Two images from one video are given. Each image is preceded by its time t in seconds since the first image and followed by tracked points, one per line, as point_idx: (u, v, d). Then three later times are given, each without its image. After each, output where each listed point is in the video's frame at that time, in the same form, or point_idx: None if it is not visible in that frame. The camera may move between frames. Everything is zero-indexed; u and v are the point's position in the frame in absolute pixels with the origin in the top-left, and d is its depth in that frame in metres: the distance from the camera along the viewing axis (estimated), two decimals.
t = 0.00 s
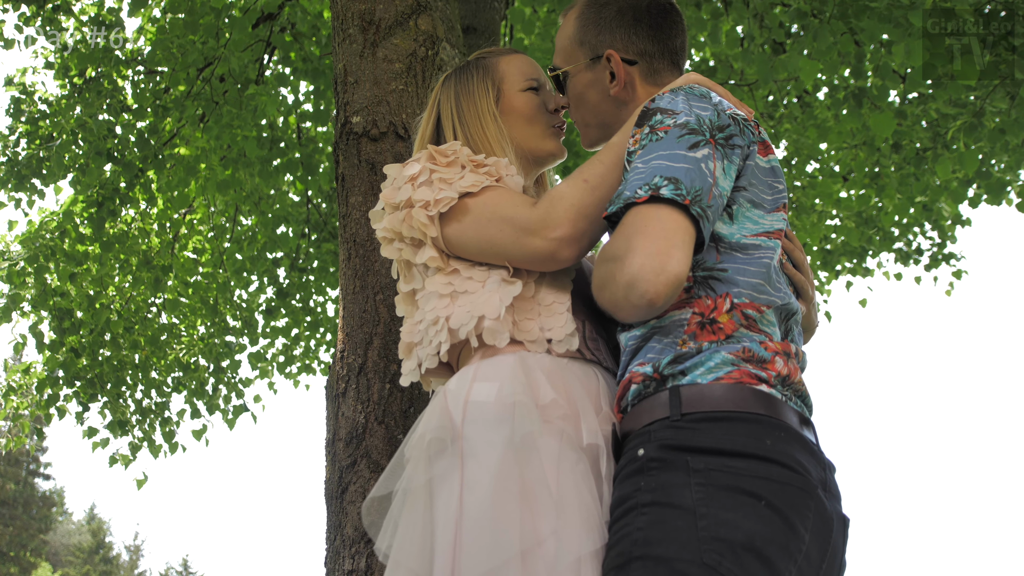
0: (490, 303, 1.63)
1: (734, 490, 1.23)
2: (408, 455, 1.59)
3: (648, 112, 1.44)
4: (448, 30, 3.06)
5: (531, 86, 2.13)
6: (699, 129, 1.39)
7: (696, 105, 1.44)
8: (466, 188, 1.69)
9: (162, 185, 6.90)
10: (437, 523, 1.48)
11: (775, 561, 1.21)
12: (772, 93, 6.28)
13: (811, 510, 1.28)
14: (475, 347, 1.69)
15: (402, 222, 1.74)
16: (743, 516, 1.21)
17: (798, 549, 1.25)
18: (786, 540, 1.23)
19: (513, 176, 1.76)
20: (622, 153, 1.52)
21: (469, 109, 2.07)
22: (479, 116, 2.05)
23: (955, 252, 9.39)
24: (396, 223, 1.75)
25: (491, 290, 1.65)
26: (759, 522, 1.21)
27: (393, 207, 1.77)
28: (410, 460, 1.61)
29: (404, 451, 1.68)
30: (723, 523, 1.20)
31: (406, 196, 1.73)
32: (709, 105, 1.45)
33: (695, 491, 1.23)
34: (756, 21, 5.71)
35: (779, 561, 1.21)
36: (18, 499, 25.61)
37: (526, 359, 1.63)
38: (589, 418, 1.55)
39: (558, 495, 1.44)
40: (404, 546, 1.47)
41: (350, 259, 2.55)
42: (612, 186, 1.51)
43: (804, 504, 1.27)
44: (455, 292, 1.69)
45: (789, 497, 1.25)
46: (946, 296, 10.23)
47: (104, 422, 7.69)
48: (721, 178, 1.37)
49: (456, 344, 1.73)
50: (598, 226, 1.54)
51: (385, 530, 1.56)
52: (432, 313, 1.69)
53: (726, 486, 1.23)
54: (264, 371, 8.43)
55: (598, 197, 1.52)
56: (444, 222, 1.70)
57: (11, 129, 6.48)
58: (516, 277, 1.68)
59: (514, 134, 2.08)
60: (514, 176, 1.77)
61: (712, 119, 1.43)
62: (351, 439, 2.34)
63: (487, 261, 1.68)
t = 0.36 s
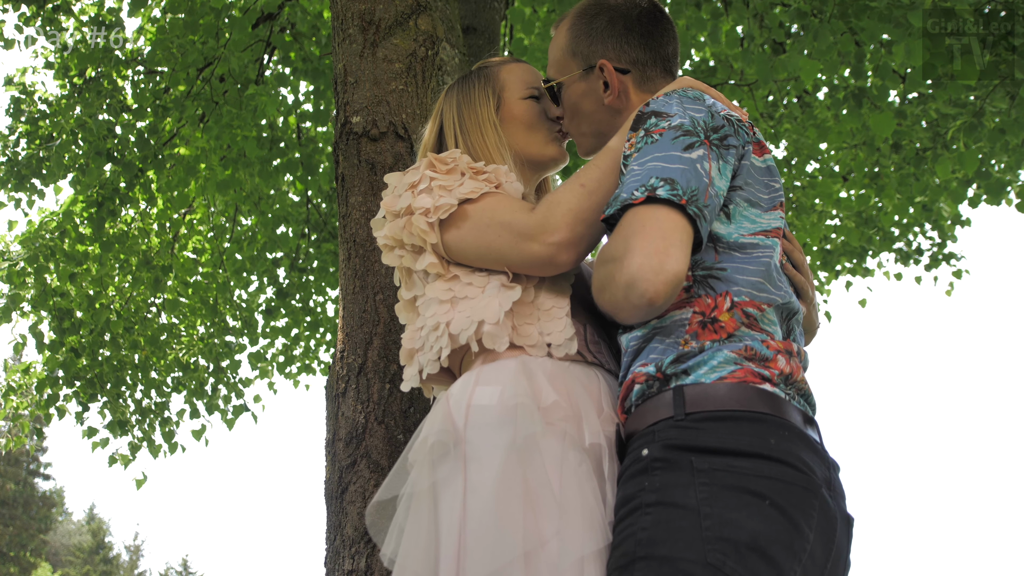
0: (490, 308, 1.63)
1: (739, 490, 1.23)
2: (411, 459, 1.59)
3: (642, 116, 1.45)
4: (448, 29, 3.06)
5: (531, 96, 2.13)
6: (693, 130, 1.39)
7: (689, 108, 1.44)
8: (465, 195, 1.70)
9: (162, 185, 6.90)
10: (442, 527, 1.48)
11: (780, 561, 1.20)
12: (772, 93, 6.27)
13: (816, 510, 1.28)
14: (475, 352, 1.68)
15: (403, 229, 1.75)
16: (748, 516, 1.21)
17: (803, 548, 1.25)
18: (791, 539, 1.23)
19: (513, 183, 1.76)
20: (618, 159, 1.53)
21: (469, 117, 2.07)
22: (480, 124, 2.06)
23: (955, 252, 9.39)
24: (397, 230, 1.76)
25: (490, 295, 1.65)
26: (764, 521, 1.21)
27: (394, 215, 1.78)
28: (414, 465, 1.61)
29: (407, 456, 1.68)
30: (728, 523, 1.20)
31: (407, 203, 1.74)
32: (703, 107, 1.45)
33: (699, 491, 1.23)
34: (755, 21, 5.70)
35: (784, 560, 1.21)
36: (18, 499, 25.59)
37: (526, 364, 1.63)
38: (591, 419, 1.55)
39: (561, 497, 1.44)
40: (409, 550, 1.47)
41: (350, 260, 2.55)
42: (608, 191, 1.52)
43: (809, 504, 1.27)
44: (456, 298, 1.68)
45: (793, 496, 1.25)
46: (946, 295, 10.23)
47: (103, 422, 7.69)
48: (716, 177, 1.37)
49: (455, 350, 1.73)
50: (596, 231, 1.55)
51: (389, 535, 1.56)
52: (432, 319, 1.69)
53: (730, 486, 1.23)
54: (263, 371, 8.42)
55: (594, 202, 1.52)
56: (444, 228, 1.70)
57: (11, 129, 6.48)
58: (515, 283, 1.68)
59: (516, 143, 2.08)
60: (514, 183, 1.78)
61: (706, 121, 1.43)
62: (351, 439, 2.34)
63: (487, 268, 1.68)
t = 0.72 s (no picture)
0: (494, 307, 1.63)
1: (739, 490, 1.23)
2: (411, 459, 1.59)
3: (646, 115, 1.44)
4: (447, 29, 3.06)
5: (527, 103, 2.14)
6: (696, 131, 1.39)
7: (693, 108, 1.44)
8: (465, 196, 1.70)
9: (162, 185, 6.89)
10: (442, 527, 1.48)
11: (779, 560, 1.20)
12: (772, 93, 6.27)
13: (816, 508, 1.28)
14: (479, 352, 1.68)
15: (404, 232, 1.74)
16: (747, 516, 1.21)
17: (803, 547, 1.25)
18: (791, 538, 1.23)
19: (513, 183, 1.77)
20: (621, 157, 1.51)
21: (467, 118, 2.08)
22: (478, 127, 2.07)
23: (955, 252, 9.39)
24: (399, 233, 1.75)
25: (493, 295, 1.65)
26: (764, 521, 1.21)
27: (395, 218, 1.78)
28: (414, 465, 1.61)
29: (408, 456, 1.68)
30: (727, 523, 1.20)
31: (407, 206, 1.74)
32: (707, 108, 1.45)
33: (699, 491, 1.23)
34: (755, 21, 5.70)
35: (783, 559, 1.21)
36: (17, 499, 25.57)
37: (529, 364, 1.63)
38: (592, 419, 1.55)
39: (560, 497, 1.44)
40: (408, 550, 1.47)
41: (350, 260, 2.55)
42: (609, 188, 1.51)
43: (809, 503, 1.27)
44: (458, 300, 1.68)
45: (793, 495, 1.25)
46: (945, 295, 10.22)
47: (103, 422, 7.69)
48: (718, 178, 1.37)
49: (459, 350, 1.73)
50: (596, 229, 1.54)
51: (390, 536, 1.56)
52: (436, 320, 1.69)
53: (730, 485, 1.23)
54: (263, 371, 8.42)
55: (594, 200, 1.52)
56: (446, 229, 1.70)
57: (10, 129, 6.49)
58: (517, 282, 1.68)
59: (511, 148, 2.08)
60: (513, 183, 1.78)
61: (709, 121, 1.43)
62: (351, 439, 2.34)
63: (489, 267, 1.68)
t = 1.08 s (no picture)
0: (493, 308, 1.63)
1: (742, 491, 1.23)
2: (413, 462, 1.60)
3: (652, 110, 1.44)
4: (447, 29, 3.06)
5: (508, 117, 2.15)
6: (703, 126, 1.39)
7: (701, 103, 1.44)
8: (454, 200, 1.69)
9: (162, 185, 6.89)
10: (445, 530, 1.49)
11: (781, 560, 1.21)
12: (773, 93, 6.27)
13: (818, 509, 1.28)
14: (481, 354, 1.68)
15: (394, 241, 1.73)
16: (749, 517, 1.21)
17: (805, 548, 1.25)
18: (793, 538, 1.23)
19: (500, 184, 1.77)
20: (624, 153, 1.51)
21: (450, 118, 2.08)
22: (460, 128, 2.07)
23: (955, 253, 9.39)
24: (387, 244, 1.74)
25: (490, 296, 1.65)
26: (766, 522, 1.21)
27: (382, 229, 1.76)
28: (417, 468, 1.61)
29: (410, 460, 1.68)
30: (730, 524, 1.20)
31: (395, 215, 1.73)
32: (715, 102, 1.45)
33: (702, 492, 1.23)
34: (755, 21, 5.70)
35: (785, 560, 1.21)
36: (17, 498, 25.55)
37: (529, 363, 1.63)
38: (593, 418, 1.55)
39: (563, 497, 1.44)
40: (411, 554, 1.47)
41: (349, 260, 2.55)
42: (611, 183, 1.50)
43: (812, 504, 1.27)
44: (456, 304, 1.68)
45: (796, 496, 1.25)
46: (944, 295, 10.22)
47: (103, 422, 7.69)
48: (724, 175, 1.37)
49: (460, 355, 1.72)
50: (597, 221, 1.53)
51: (393, 540, 1.56)
52: (433, 327, 1.69)
53: (733, 486, 1.23)
54: (263, 371, 8.42)
55: (595, 194, 1.51)
56: (436, 235, 1.70)
57: (10, 129, 6.49)
58: (513, 280, 1.68)
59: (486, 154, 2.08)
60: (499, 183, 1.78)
61: (717, 116, 1.43)
62: (351, 439, 2.34)
63: (482, 268, 1.68)
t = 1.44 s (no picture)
0: (491, 307, 1.63)
1: (747, 489, 1.23)
2: (412, 464, 1.59)
3: (658, 102, 1.45)
4: (447, 29, 3.06)
5: (507, 119, 2.15)
6: (709, 117, 1.39)
7: (708, 94, 1.45)
8: (451, 197, 1.69)
9: (162, 185, 6.89)
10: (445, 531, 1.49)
11: (786, 559, 1.21)
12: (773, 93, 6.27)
13: (821, 509, 1.28)
14: (479, 353, 1.68)
15: (390, 240, 1.73)
16: (755, 515, 1.21)
17: (809, 547, 1.25)
18: (797, 537, 1.24)
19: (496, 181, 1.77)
20: (626, 148, 1.51)
21: (448, 114, 2.09)
22: (457, 124, 2.08)
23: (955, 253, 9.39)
24: (383, 242, 1.74)
25: (488, 294, 1.65)
26: (771, 520, 1.21)
27: (377, 228, 1.76)
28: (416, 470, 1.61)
29: (409, 461, 1.68)
30: (736, 522, 1.20)
31: (391, 213, 1.73)
32: (721, 94, 1.45)
33: (707, 489, 1.23)
34: (755, 21, 5.69)
35: (790, 558, 1.21)
36: (17, 498, 25.54)
37: (527, 363, 1.63)
38: (593, 418, 1.55)
39: (563, 497, 1.44)
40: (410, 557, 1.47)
41: (349, 260, 2.55)
42: (614, 178, 1.51)
43: (816, 503, 1.27)
44: (453, 302, 1.68)
45: (800, 495, 1.25)
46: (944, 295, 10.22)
47: (103, 422, 7.68)
48: (729, 165, 1.37)
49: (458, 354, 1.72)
50: (599, 216, 1.54)
51: (392, 541, 1.56)
52: (431, 326, 1.69)
53: (739, 485, 1.23)
54: (263, 371, 8.43)
55: (598, 187, 1.52)
56: (433, 232, 1.70)
57: (10, 129, 6.49)
58: (511, 278, 1.68)
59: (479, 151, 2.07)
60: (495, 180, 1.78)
61: (723, 108, 1.43)
62: (351, 439, 2.34)
63: (480, 265, 1.68)
